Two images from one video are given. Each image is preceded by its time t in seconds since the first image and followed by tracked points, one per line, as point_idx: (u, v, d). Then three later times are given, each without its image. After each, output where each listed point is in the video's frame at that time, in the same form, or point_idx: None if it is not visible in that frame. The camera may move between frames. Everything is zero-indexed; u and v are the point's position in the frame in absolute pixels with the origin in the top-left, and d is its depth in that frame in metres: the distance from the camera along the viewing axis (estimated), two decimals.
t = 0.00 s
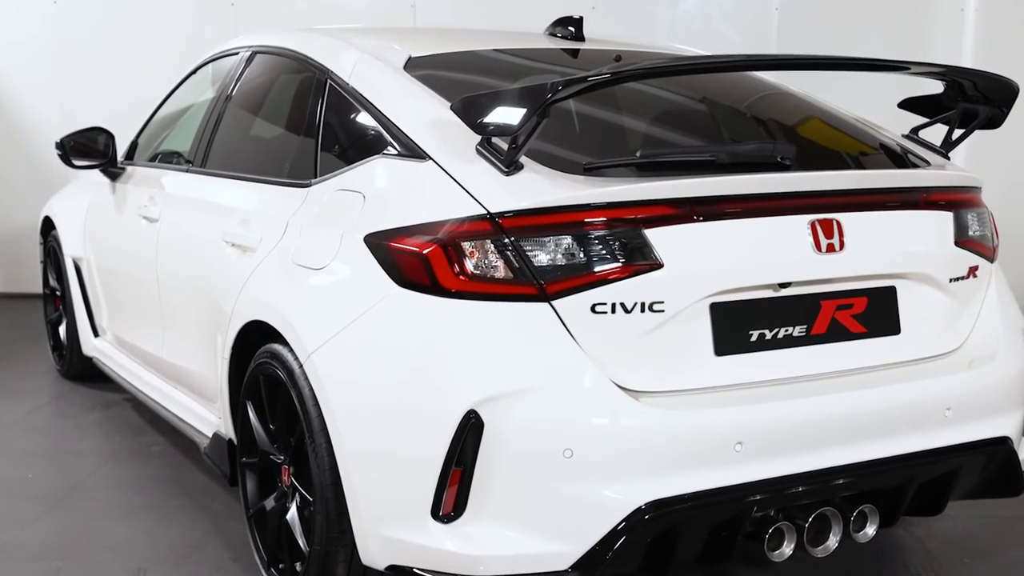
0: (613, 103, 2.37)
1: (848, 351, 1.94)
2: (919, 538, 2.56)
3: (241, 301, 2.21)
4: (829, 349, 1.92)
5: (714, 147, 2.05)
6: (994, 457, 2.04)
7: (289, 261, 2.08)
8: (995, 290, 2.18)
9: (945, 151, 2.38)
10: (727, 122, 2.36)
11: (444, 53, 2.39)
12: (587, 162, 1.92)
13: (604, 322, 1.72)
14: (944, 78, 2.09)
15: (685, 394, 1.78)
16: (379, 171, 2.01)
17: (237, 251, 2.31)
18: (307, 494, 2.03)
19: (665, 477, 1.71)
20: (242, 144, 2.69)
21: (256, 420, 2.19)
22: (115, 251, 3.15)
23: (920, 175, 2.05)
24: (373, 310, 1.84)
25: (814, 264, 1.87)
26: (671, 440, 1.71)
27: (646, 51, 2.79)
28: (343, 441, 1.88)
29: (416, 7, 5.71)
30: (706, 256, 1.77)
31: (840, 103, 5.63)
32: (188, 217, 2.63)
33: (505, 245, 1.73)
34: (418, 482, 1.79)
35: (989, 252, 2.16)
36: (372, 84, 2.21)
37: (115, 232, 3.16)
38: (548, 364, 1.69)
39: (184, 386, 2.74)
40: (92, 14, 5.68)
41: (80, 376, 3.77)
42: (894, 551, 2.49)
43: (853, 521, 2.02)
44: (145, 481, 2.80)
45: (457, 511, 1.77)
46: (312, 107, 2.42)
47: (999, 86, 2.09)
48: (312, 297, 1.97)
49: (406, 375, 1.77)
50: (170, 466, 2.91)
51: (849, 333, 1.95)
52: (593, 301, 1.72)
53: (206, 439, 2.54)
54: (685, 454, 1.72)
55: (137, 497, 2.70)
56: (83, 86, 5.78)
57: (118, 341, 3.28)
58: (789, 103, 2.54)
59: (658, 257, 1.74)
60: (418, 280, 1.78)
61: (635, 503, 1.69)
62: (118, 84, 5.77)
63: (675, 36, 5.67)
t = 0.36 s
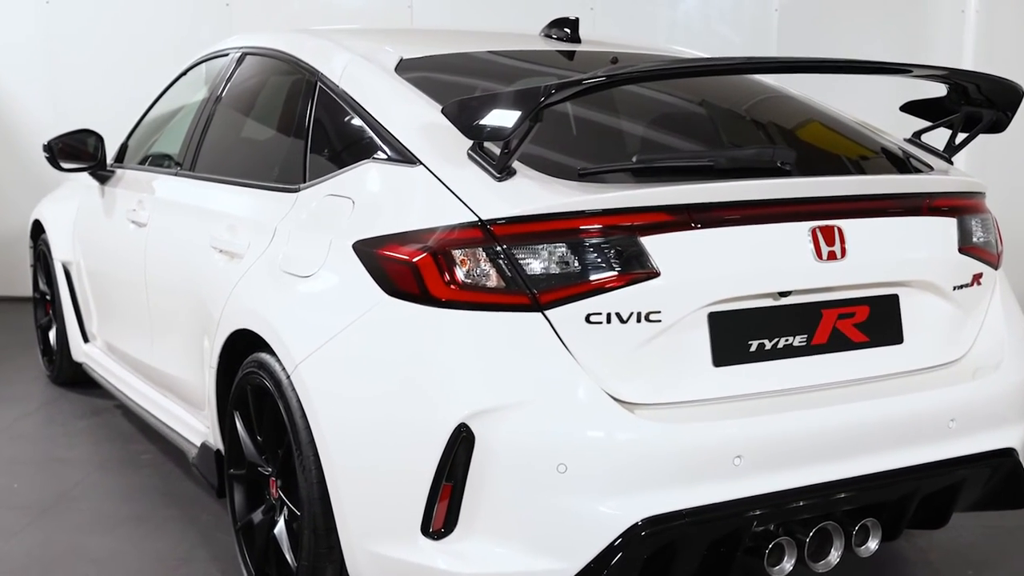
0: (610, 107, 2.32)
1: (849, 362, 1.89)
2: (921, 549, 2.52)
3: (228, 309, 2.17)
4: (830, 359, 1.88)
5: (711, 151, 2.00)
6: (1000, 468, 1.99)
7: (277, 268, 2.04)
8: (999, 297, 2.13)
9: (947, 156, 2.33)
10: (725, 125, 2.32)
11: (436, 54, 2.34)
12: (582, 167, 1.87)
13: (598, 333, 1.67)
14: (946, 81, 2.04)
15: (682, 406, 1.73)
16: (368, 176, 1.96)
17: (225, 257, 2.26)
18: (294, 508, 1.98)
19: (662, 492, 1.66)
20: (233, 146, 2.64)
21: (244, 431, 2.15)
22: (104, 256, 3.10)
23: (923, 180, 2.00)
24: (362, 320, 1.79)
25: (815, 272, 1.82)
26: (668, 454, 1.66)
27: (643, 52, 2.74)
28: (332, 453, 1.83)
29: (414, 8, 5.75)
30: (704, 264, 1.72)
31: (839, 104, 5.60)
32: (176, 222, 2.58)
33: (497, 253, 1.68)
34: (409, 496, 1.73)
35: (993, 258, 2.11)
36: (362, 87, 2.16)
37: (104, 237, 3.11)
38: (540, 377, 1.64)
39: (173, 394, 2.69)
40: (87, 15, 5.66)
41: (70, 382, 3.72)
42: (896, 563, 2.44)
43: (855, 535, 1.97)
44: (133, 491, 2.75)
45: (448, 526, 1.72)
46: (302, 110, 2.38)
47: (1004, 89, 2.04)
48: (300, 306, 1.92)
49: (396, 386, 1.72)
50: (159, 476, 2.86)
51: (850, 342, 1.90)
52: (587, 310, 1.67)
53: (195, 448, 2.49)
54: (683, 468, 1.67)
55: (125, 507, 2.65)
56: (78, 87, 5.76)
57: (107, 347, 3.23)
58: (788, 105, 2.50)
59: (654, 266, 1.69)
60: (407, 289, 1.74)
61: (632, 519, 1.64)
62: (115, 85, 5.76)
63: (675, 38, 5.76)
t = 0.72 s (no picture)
0: (606, 111, 2.27)
1: (850, 374, 1.85)
2: (923, 562, 2.47)
3: (215, 318, 2.12)
4: (830, 371, 1.83)
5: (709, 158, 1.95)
6: (1005, 482, 1.95)
7: (264, 277, 1.99)
8: (1004, 307, 2.08)
9: (951, 162, 2.28)
10: (724, 130, 2.27)
11: (427, 57, 2.29)
12: (576, 175, 1.82)
13: (593, 345, 1.62)
14: (949, 86, 1.99)
15: (678, 420, 1.68)
16: (357, 183, 1.91)
17: (213, 265, 2.21)
18: (281, 524, 1.94)
19: (658, 509, 1.61)
20: (222, 151, 2.59)
21: (231, 444, 2.10)
22: (93, 262, 3.05)
23: (926, 187, 1.95)
24: (350, 332, 1.74)
25: (816, 282, 1.77)
26: (665, 470, 1.61)
27: (640, 56, 2.70)
28: (319, 468, 1.79)
29: (409, 9, 5.75)
30: (701, 274, 1.67)
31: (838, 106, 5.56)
32: (164, 229, 2.53)
33: (489, 263, 1.63)
34: (399, 513, 1.69)
35: (997, 267, 2.07)
36: (352, 92, 2.11)
37: (93, 242, 3.06)
38: (532, 391, 1.59)
39: (162, 403, 2.65)
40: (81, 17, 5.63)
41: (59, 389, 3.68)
42: None
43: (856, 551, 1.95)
44: (121, 503, 2.71)
45: (438, 545, 1.67)
46: (292, 114, 2.33)
47: (1008, 94, 1.99)
48: (287, 316, 1.88)
49: (384, 401, 1.67)
50: (147, 486, 2.81)
51: (851, 354, 1.85)
52: (581, 322, 1.62)
53: (183, 459, 2.45)
54: (680, 484, 1.62)
55: (112, 519, 2.60)
56: (72, 89, 5.74)
57: (96, 354, 3.18)
58: (788, 110, 2.45)
59: (651, 276, 1.64)
60: (396, 300, 1.69)
61: (627, 538, 1.59)
62: (111, 87, 5.74)
63: (674, 39, 5.79)
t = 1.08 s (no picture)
0: (601, 117, 2.22)
1: (850, 387, 1.80)
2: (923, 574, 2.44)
3: (202, 329, 2.07)
4: (830, 385, 1.79)
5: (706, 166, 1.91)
6: (1007, 497, 1.91)
7: (252, 288, 1.94)
8: (1006, 317, 2.05)
9: (952, 169, 2.24)
10: (721, 136, 2.22)
11: (419, 62, 2.25)
12: (570, 184, 1.78)
13: (588, 361, 1.58)
14: (952, 93, 1.94)
15: (675, 436, 1.64)
16: (346, 193, 1.87)
17: (200, 274, 2.17)
18: (269, 542, 1.90)
19: (655, 528, 1.57)
20: (210, 157, 2.55)
21: (218, 458, 2.06)
22: (80, 268, 3.00)
23: (927, 196, 1.91)
24: (338, 346, 1.70)
25: (816, 294, 1.73)
26: (662, 488, 1.57)
27: (636, 59, 2.65)
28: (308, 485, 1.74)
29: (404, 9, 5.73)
30: (699, 287, 1.63)
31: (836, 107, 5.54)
32: (151, 236, 2.49)
33: (480, 276, 1.59)
34: (389, 532, 1.65)
35: (1000, 276, 2.03)
36: (342, 98, 2.07)
37: (80, 248, 3.01)
38: (525, 408, 1.55)
39: (149, 413, 2.60)
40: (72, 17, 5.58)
41: (47, 395, 3.63)
42: None
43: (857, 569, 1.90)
44: (107, 514, 2.66)
45: (429, 564, 1.63)
46: (280, 120, 2.28)
47: (1012, 101, 1.95)
48: (274, 329, 1.83)
49: (374, 417, 1.63)
50: (135, 497, 2.77)
51: (852, 367, 1.81)
52: (575, 337, 1.58)
53: (171, 471, 2.40)
54: (677, 503, 1.58)
55: (98, 531, 2.55)
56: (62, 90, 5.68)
57: (84, 362, 3.14)
58: (786, 115, 2.40)
59: (647, 289, 1.60)
60: (385, 314, 1.64)
61: (623, 558, 1.55)
62: (103, 88, 5.70)
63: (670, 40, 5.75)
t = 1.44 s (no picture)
0: (594, 124, 2.19)
1: (849, 402, 1.77)
2: None
3: (187, 341, 2.03)
4: (829, 400, 1.75)
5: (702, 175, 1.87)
6: (1008, 513, 1.87)
7: (238, 299, 1.90)
8: (1007, 329, 2.01)
9: (952, 177, 2.21)
10: (717, 143, 2.18)
11: (410, 68, 2.20)
12: (563, 194, 1.74)
13: (580, 377, 1.54)
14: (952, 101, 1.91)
15: (670, 454, 1.60)
16: (334, 202, 1.83)
17: (186, 284, 2.12)
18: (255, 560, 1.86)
19: (650, 549, 1.53)
20: (198, 163, 2.50)
21: (204, 473, 2.02)
22: (66, 275, 2.96)
23: (927, 207, 1.88)
24: (325, 361, 1.66)
25: (814, 307, 1.69)
26: (656, 508, 1.53)
27: (631, 65, 2.62)
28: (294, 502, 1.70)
29: (396, 10, 5.75)
30: (695, 300, 1.59)
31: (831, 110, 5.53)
32: (137, 243, 2.45)
33: (471, 290, 1.55)
34: (376, 552, 1.60)
35: (1000, 287, 1.99)
36: (331, 105, 2.02)
37: (66, 255, 2.97)
38: (516, 426, 1.51)
39: (135, 423, 2.56)
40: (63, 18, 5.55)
41: (34, 402, 3.59)
42: None
43: None
44: (92, 526, 2.62)
45: None
46: (268, 127, 2.24)
47: (1012, 110, 1.92)
48: (261, 342, 1.79)
49: (361, 435, 1.59)
50: (121, 508, 2.72)
51: (850, 381, 1.77)
52: (568, 353, 1.54)
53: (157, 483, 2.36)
54: (671, 522, 1.54)
55: (83, 543, 2.51)
56: (52, 91, 5.65)
57: (70, 369, 3.10)
58: (782, 121, 2.37)
59: (641, 303, 1.56)
60: (373, 328, 1.60)
61: None
62: (96, 90, 5.68)
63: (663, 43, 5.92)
